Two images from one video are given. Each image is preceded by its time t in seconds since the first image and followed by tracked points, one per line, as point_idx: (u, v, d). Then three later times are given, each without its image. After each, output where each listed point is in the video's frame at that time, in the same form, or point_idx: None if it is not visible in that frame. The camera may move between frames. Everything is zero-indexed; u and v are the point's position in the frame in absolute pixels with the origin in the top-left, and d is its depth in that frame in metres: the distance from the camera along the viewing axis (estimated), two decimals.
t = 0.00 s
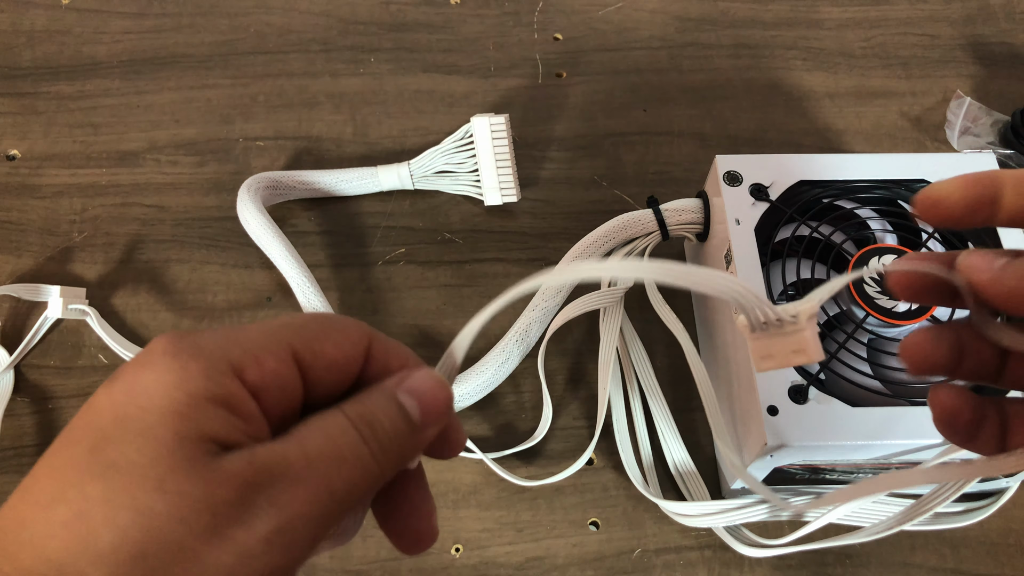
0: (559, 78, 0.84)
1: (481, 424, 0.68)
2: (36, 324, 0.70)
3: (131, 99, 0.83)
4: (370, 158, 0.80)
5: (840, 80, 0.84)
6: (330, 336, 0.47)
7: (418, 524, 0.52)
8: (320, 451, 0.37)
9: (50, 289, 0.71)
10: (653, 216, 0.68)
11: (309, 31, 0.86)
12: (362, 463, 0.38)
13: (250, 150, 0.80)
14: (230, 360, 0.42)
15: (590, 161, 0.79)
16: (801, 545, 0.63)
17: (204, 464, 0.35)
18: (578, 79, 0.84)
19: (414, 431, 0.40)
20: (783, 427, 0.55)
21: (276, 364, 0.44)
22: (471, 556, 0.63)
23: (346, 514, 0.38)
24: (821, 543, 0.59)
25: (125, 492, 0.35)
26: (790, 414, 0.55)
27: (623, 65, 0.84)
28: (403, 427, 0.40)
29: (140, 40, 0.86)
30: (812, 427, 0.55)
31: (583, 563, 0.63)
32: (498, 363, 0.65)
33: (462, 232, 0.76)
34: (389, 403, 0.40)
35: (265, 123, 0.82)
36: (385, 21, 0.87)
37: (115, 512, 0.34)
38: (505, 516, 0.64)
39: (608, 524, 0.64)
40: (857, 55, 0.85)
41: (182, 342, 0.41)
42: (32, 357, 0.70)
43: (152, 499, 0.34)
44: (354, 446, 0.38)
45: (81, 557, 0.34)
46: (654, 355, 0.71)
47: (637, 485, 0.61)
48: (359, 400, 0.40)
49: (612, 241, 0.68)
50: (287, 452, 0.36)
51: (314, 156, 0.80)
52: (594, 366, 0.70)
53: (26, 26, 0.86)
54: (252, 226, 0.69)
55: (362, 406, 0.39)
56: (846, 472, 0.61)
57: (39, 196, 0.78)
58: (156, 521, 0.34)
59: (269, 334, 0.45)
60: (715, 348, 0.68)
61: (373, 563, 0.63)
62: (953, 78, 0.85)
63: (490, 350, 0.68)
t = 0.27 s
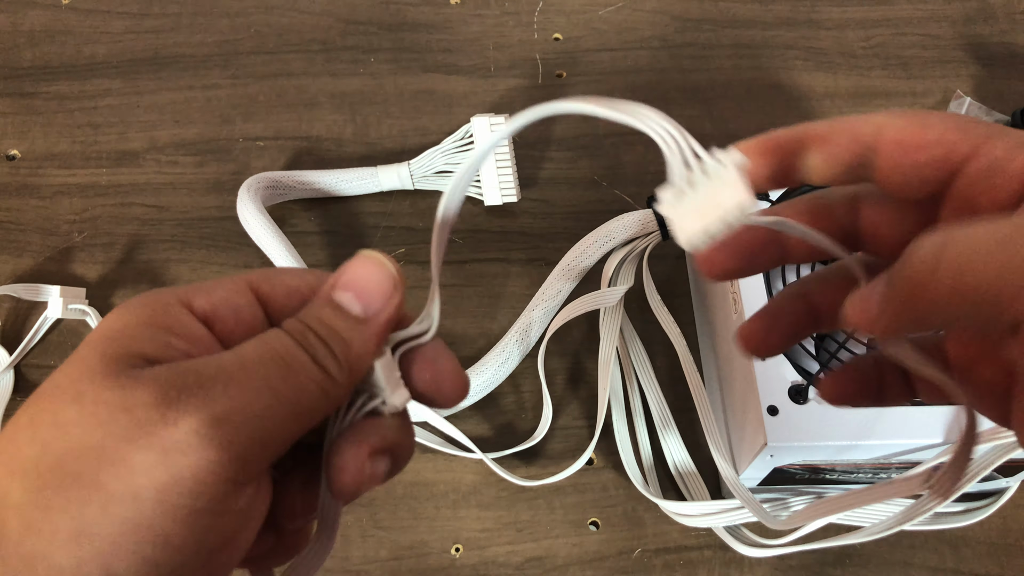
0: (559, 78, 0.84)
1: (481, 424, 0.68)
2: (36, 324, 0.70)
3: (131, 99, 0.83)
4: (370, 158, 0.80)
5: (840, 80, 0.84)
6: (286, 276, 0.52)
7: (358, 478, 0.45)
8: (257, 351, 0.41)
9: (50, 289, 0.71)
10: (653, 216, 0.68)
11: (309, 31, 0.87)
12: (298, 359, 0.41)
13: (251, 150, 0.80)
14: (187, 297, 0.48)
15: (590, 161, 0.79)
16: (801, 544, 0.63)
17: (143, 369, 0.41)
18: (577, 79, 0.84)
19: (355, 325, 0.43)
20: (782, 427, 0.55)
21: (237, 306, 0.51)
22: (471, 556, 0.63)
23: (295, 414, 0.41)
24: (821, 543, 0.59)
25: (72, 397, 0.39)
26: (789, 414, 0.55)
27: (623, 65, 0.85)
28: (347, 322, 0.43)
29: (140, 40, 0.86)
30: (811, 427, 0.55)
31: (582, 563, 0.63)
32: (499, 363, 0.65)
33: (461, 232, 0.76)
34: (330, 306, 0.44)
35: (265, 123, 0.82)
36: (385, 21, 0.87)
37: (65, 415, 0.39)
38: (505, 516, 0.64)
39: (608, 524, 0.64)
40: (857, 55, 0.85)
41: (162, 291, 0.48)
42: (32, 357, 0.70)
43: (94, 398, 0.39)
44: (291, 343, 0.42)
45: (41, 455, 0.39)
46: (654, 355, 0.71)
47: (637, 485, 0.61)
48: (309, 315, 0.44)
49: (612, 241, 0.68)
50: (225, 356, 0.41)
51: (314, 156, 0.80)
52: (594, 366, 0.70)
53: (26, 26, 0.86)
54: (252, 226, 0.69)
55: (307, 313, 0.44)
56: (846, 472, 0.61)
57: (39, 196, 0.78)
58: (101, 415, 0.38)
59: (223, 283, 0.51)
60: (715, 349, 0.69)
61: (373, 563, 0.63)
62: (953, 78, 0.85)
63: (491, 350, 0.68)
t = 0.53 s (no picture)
0: (559, 78, 0.84)
1: (481, 424, 0.68)
2: (36, 324, 0.70)
3: (131, 99, 0.83)
4: (370, 158, 0.80)
5: (840, 81, 0.84)
6: (266, 277, 0.57)
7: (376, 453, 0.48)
8: (275, 395, 0.39)
9: (50, 289, 0.71)
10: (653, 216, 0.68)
11: (309, 31, 0.87)
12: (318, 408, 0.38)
13: (250, 150, 0.80)
14: (171, 304, 0.52)
15: (590, 161, 0.79)
16: (802, 545, 0.63)
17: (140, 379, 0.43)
18: (577, 79, 0.84)
19: (377, 395, 0.39)
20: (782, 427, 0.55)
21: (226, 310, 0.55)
22: (471, 556, 0.63)
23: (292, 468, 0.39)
24: (821, 543, 0.60)
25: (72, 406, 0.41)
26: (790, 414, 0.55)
27: (623, 65, 0.84)
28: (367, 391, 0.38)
29: (140, 40, 0.86)
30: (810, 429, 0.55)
31: (582, 563, 0.63)
32: (498, 363, 0.65)
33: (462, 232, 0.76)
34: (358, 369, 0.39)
35: (265, 123, 0.82)
36: (385, 21, 0.87)
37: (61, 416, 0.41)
38: (505, 515, 0.64)
39: (608, 524, 0.64)
40: (857, 55, 0.85)
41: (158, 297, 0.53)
42: (32, 357, 0.70)
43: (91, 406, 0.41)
44: (316, 395, 0.38)
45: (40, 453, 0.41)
46: (654, 355, 0.71)
47: (637, 486, 0.61)
48: (341, 370, 0.40)
49: (611, 241, 0.68)
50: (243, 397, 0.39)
51: (314, 156, 0.80)
52: (594, 366, 0.70)
53: (26, 26, 0.86)
54: (252, 226, 0.69)
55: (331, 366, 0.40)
56: (846, 472, 0.61)
57: (39, 196, 0.78)
58: (95, 422, 0.40)
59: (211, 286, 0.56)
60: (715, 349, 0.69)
61: (373, 563, 0.63)
62: (953, 78, 0.85)
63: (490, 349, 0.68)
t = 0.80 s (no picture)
0: (559, 78, 0.84)
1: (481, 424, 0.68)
2: (36, 324, 0.70)
3: (130, 99, 0.83)
4: (370, 158, 0.80)
5: (840, 80, 0.84)
6: (292, 308, 0.50)
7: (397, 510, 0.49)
8: (347, 457, 0.38)
9: (50, 289, 0.71)
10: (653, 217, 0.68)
11: (309, 31, 0.86)
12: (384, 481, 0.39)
13: (250, 150, 0.80)
14: (199, 337, 0.47)
15: (590, 161, 0.79)
16: (802, 545, 0.63)
17: (216, 429, 0.39)
18: (577, 79, 0.84)
19: (435, 466, 0.40)
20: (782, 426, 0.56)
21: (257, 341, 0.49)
22: (471, 556, 0.63)
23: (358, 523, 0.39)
24: (821, 543, 0.60)
25: (136, 458, 0.37)
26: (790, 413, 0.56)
27: (623, 65, 0.84)
28: (427, 459, 0.40)
29: (140, 40, 0.86)
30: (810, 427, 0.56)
31: (582, 563, 0.63)
32: (498, 363, 0.65)
33: (462, 232, 0.76)
34: (418, 435, 0.40)
35: (265, 123, 0.82)
36: (385, 21, 0.87)
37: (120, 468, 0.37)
38: (505, 516, 0.64)
39: (608, 525, 0.64)
40: (857, 55, 0.85)
41: (179, 327, 0.46)
42: (32, 357, 0.70)
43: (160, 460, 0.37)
44: (384, 466, 0.39)
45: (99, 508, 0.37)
46: (654, 355, 0.71)
47: (637, 486, 0.61)
48: (396, 427, 0.40)
49: (612, 241, 0.68)
50: (318, 465, 0.38)
51: (313, 156, 0.80)
52: (594, 366, 0.70)
53: (26, 26, 0.86)
54: (252, 226, 0.69)
55: (393, 431, 0.40)
56: (846, 473, 0.61)
57: (39, 196, 0.78)
58: (173, 482, 0.37)
59: (231, 315, 0.49)
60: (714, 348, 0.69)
61: (373, 563, 0.63)
62: (953, 78, 0.85)
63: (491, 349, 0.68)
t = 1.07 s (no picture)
0: (559, 78, 0.84)
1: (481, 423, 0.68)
2: (36, 324, 0.70)
3: (131, 99, 0.83)
4: (370, 158, 0.80)
5: (840, 80, 0.84)
6: (319, 301, 0.51)
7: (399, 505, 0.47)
8: (382, 465, 0.38)
9: (50, 289, 0.71)
10: (653, 215, 0.67)
11: (309, 31, 0.86)
12: (417, 490, 0.39)
13: (250, 150, 0.80)
14: (227, 332, 0.46)
15: (590, 161, 0.79)
16: (802, 545, 0.63)
17: (253, 427, 0.39)
18: (577, 79, 0.84)
19: (468, 486, 0.40)
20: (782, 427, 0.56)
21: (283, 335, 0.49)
22: (471, 556, 0.63)
23: (384, 525, 0.38)
24: (822, 543, 0.60)
25: (171, 458, 0.37)
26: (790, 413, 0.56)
27: (623, 65, 0.84)
28: (461, 477, 0.40)
29: (140, 40, 0.86)
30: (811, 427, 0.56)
31: (583, 563, 0.63)
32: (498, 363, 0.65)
33: (461, 232, 0.76)
34: (457, 453, 0.40)
35: (265, 123, 0.82)
36: (385, 21, 0.87)
37: (156, 466, 0.37)
38: (505, 515, 0.64)
39: (608, 524, 0.64)
40: (857, 55, 0.85)
41: (205, 322, 0.46)
42: (32, 357, 0.70)
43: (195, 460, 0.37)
44: (418, 477, 0.39)
45: (134, 506, 0.37)
46: (654, 355, 0.71)
47: (637, 486, 0.61)
48: (433, 441, 0.40)
49: (612, 241, 0.68)
50: (356, 472, 0.38)
51: (313, 156, 0.80)
52: (594, 366, 0.70)
53: (26, 26, 0.86)
54: (252, 226, 0.69)
55: (432, 443, 0.40)
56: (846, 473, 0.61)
57: (39, 196, 0.78)
58: (210, 483, 0.37)
59: (256, 310, 0.48)
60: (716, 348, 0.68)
61: (372, 563, 0.62)
62: (953, 78, 0.85)
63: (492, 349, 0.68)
